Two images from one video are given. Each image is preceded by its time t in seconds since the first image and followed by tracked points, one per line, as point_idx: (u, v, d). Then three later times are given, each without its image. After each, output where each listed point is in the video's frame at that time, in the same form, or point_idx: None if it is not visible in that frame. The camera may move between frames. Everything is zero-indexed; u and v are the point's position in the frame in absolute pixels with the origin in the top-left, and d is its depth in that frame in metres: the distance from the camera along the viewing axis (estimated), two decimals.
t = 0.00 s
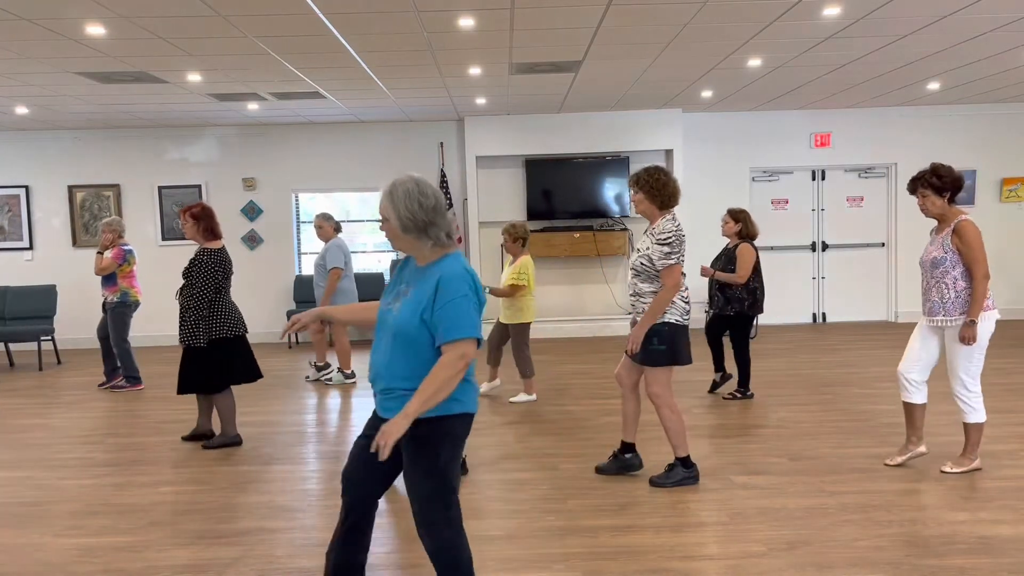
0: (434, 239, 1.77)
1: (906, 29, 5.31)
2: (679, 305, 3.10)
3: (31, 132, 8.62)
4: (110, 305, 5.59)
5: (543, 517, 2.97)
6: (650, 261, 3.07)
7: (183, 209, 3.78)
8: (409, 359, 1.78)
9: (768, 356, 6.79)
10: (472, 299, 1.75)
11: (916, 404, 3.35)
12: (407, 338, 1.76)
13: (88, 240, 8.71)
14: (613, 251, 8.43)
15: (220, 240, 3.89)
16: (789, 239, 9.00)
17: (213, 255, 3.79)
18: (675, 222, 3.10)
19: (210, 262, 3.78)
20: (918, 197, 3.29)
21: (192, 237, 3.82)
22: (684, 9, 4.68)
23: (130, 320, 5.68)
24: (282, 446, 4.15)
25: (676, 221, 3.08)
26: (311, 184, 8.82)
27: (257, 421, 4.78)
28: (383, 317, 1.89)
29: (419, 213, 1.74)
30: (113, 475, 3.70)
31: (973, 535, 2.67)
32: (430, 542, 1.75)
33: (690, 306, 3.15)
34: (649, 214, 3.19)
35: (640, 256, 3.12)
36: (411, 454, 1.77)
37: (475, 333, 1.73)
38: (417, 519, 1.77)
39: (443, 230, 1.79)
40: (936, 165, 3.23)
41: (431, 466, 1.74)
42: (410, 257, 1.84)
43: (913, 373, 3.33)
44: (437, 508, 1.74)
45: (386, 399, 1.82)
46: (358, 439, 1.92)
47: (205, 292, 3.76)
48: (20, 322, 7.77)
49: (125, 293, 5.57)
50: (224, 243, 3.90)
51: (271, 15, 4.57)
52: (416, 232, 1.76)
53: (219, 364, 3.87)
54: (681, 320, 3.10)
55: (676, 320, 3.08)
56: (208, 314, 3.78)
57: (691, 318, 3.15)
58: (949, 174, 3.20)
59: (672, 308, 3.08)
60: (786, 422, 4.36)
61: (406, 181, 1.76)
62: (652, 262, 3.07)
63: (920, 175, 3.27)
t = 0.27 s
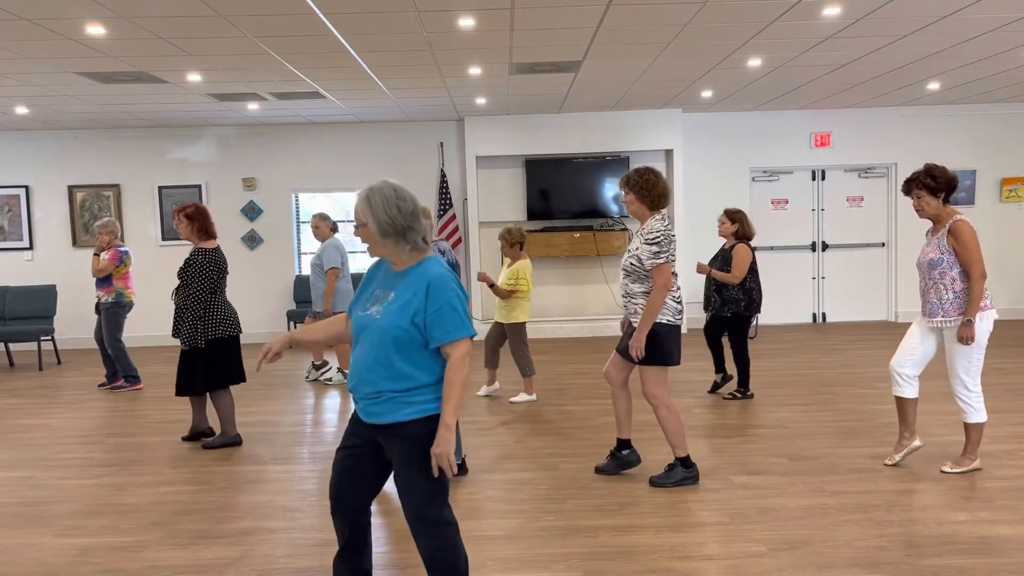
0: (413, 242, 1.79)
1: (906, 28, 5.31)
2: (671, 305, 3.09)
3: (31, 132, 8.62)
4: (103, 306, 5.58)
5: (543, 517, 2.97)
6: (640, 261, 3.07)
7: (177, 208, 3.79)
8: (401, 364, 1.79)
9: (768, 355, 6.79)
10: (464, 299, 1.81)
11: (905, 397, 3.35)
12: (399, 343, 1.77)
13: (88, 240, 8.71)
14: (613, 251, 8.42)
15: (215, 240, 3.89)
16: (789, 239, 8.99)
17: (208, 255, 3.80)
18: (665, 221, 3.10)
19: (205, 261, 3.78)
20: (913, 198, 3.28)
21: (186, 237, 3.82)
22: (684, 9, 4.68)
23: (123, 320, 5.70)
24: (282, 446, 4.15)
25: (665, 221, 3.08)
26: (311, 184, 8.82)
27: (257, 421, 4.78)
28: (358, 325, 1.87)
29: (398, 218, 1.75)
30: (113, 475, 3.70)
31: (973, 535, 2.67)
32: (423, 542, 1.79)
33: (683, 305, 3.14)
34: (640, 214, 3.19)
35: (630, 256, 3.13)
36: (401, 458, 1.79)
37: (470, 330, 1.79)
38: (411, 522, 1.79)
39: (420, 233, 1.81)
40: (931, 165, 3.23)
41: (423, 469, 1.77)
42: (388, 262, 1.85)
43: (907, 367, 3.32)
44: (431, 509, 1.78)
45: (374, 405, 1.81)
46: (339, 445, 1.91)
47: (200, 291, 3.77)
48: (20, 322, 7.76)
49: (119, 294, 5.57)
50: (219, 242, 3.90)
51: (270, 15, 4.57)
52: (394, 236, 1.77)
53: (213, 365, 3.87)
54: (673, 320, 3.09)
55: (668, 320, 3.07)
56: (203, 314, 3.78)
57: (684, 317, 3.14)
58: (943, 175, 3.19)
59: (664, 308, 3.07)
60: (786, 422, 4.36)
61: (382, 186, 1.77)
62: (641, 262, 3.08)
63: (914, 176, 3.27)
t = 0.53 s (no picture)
0: (392, 239, 1.79)
1: (905, 29, 5.31)
2: (660, 305, 3.09)
3: (31, 132, 8.62)
4: (104, 306, 5.59)
5: (542, 517, 2.97)
6: (627, 261, 3.10)
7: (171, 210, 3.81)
8: (381, 363, 1.79)
9: (768, 355, 6.79)
10: (439, 293, 1.80)
11: (909, 403, 3.36)
12: (377, 342, 1.78)
13: (88, 240, 8.71)
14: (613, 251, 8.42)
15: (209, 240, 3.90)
16: (789, 239, 9.00)
17: (203, 255, 3.82)
18: (653, 222, 3.11)
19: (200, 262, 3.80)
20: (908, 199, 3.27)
21: (181, 239, 3.84)
22: (684, 9, 4.68)
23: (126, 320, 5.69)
24: (282, 446, 4.15)
25: (654, 221, 3.09)
26: (311, 184, 8.82)
27: (257, 421, 4.78)
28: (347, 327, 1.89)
29: (375, 215, 1.76)
30: (113, 475, 3.70)
31: (973, 535, 2.67)
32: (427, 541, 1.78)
33: (673, 305, 3.14)
34: (630, 215, 3.21)
35: (619, 256, 3.16)
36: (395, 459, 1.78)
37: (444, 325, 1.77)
38: (410, 521, 1.79)
39: (399, 230, 1.81)
40: (927, 167, 3.23)
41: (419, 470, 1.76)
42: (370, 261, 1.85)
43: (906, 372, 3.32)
44: (432, 508, 1.77)
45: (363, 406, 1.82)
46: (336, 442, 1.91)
47: (196, 291, 3.78)
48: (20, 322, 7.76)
49: (119, 293, 5.58)
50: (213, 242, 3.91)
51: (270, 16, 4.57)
52: (373, 234, 1.77)
53: (212, 363, 3.85)
54: (663, 320, 3.09)
55: (657, 320, 3.08)
56: (200, 313, 3.78)
57: (674, 317, 3.14)
58: (941, 177, 3.20)
59: (652, 308, 3.08)
60: (786, 422, 4.36)
61: (359, 186, 1.79)
62: (629, 263, 3.10)
63: (909, 177, 3.26)
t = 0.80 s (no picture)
0: (364, 242, 1.82)
1: (905, 29, 5.31)
2: (647, 302, 3.12)
3: (31, 132, 8.62)
4: (97, 307, 5.62)
5: (542, 517, 2.97)
6: (615, 258, 3.12)
7: (164, 210, 3.80)
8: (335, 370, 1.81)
9: (768, 355, 6.79)
10: (389, 302, 1.77)
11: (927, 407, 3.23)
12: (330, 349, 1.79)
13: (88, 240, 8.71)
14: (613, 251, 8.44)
15: (202, 240, 3.89)
16: (789, 239, 9.00)
17: (196, 256, 3.81)
18: (642, 220, 3.13)
19: (194, 262, 3.79)
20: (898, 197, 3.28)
21: (175, 240, 3.84)
22: (683, 9, 4.68)
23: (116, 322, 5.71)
24: (282, 446, 4.15)
25: (642, 219, 3.12)
26: (311, 184, 8.82)
27: (257, 421, 4.78)
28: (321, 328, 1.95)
29: (348, 217, 1.79)
30: (113, 475, 3.70)
31: (973, 535, 2.67)
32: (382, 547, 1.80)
33: (659, 303, 3.17)
34: (619, 213, 3.22)
35: (607, 253, 3.17)
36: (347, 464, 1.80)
37: (386, 337, 1.73)
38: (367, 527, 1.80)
39: (372, 232, 1.84)
40: (921, 167, 3.24)
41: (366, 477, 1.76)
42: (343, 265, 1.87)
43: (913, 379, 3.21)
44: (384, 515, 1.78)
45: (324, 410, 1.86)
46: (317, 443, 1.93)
47: (190, 292, 3.77)
48: (20, 323, 7.76)
49: (112, 295, 5.61)
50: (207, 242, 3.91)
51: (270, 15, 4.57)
52: (345, 237, 1.80)
53: (208, 363, 3.88)
54: (648, 317, 3.12)
55: (643, 316, 3.10)
56: (193, 313, 3.78)
57: (660, 315, 3.16)
58: (934, 178, 3.20)
59: (639, 305, 3.10)
60: (787, 422, 4.36)
61: (335, 189, 1.82)
62: (616, 259, 3.12)
63: (903, 174, 3.24)
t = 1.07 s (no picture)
0: (346, 238, 1.96)
1: (904, 29, 5.32)
2: (639, 299, 3.13)
3: (31, 132, 8.62)
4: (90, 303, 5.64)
5: (542, 517, 2.97)
6: (610, 254, 3.12)
7: (158, 210, 3.82)
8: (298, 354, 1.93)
9: (768, 356, 6.79)
10: (347, 298, 1.83)
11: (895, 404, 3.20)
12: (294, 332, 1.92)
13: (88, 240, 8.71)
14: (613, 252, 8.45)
15: (198, 239, 3.92)
16: (789, 239, 9.00)
17: (192, 254, 3.83)
18: (636, 218, 3.15)
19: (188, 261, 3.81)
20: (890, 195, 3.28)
21: (169, 238, 3.85)
22: (683, 9, 4.68)
23: (105, 318, 5.71)
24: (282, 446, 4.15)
25: (636, 217, 3.13)
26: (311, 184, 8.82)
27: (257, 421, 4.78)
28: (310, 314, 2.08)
29: (331, 215, 1.92)
30: (113, 475, 3.70)
31: (973, 535, 2.67)
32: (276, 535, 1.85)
33: (652, 301, 3.17)
34: (614, 212, 3.23)
35: (601, 250, 3.18)
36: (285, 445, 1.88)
37: (328, 329, 1.80)
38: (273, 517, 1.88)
39: (354, 229, 1.98)
40: (913, 165, 3.24)
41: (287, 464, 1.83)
42: (323, 259, 2.00)
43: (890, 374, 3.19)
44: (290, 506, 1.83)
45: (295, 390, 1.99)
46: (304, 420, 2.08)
47: (185, 290, 3.78)
48: (20, 322, 7.76)
49: (106, 291, 5.64)
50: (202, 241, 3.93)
51: (270, 15, 4.57)
52: (327, 232, 1.93)
53: (202, 360, 3.89)
54: (641, 314, 3.12)
55: (635, 313, 3.11)
56: (187, 312, 3.78)
57: (652, 313, 3.17)
58: (927, 176, 3.20)
59: (631, 301, 3.11)
60: (786, 422, 4.36)
61: (320, 187, 1.96)
62: (610, 256, 3.13)
63: (899, 171, 3.23)
